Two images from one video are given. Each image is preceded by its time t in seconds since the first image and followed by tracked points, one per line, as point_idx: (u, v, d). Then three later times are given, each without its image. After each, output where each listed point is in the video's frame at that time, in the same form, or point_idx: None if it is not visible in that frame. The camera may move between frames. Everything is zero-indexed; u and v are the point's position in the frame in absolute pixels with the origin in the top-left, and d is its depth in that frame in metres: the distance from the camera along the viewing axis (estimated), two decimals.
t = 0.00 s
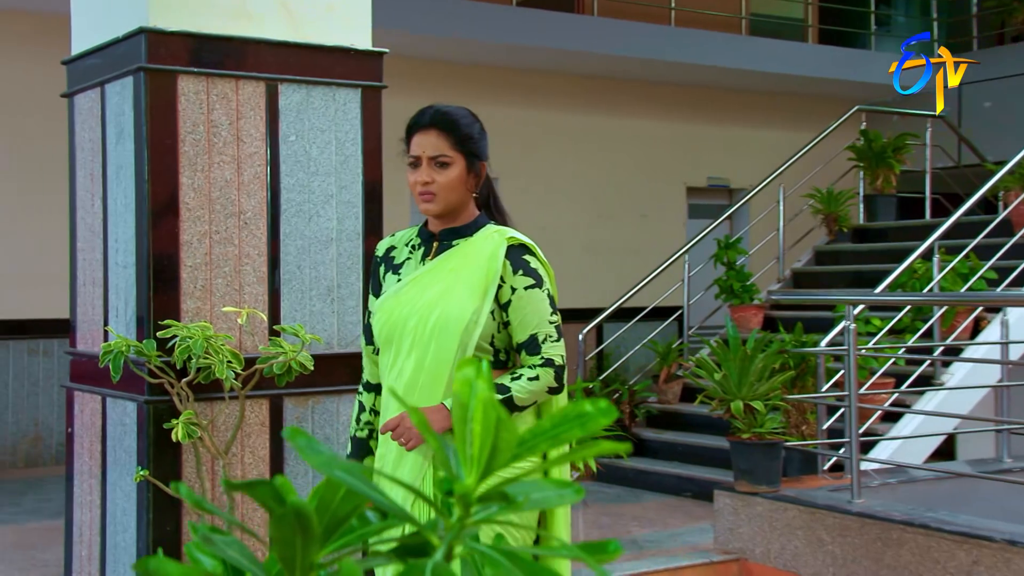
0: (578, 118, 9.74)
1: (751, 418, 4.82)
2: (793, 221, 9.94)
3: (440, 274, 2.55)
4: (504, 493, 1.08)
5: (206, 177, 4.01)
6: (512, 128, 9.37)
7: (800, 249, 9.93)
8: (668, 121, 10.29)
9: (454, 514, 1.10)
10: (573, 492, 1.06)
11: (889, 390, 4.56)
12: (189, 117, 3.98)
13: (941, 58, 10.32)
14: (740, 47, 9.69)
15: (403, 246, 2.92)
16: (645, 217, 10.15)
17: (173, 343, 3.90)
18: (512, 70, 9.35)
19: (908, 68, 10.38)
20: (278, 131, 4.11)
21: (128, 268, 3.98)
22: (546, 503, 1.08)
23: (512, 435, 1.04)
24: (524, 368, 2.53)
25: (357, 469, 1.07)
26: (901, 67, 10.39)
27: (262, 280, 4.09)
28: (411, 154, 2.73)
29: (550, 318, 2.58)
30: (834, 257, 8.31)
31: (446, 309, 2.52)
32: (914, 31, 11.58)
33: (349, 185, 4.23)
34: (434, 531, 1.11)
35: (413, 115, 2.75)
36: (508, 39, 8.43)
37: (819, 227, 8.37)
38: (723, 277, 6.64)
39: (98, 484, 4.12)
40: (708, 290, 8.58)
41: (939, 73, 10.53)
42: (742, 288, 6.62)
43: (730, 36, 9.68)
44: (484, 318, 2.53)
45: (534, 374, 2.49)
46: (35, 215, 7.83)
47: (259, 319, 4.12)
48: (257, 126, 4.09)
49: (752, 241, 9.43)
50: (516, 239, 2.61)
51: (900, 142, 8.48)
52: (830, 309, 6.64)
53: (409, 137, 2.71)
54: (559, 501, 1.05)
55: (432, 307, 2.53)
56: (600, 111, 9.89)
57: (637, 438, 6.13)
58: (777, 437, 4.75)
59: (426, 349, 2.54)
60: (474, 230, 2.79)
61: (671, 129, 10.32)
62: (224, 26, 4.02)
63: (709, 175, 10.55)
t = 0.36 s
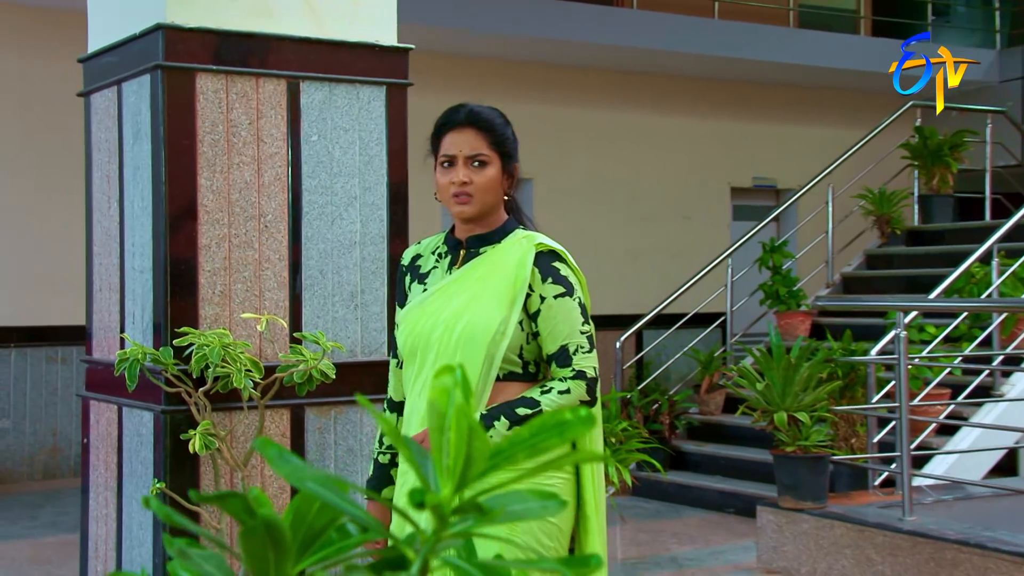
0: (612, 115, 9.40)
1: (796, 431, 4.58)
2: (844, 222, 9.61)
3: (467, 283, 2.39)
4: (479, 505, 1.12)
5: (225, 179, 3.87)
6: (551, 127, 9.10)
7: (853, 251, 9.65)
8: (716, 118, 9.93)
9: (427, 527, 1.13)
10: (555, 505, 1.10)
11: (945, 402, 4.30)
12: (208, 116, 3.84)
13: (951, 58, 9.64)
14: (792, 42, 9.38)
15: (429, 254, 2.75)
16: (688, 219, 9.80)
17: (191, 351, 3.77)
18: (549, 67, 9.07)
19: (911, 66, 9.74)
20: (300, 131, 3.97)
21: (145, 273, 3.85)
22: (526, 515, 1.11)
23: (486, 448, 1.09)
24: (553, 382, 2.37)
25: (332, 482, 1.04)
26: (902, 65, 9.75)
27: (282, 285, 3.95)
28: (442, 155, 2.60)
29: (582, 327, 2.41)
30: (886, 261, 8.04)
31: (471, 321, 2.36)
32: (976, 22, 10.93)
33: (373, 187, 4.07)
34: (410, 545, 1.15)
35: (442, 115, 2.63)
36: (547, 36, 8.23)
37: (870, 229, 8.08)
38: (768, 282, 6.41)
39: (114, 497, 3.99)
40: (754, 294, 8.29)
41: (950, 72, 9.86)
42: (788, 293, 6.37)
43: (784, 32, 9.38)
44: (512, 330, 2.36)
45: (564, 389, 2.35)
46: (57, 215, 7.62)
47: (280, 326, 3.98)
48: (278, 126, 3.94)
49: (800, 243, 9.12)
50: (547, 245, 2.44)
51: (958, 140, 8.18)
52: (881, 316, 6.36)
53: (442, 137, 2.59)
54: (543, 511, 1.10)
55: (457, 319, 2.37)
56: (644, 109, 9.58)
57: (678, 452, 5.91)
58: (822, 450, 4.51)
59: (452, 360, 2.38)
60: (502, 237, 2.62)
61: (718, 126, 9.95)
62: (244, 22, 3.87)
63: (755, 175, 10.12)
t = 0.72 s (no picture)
0: (645, 111, 9.11)
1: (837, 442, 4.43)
2: (892, 221, 9.32)
3: (489, 288, 2.20)
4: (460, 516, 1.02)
5: (239, 179, 3.72)
6: (583, 122, 8.83)
7: (903, 252, 9.37)
8: (753, 113, 9.57)
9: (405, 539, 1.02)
10: (544, 516, 0.99)
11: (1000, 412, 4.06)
12: (221, 113, 3.69)
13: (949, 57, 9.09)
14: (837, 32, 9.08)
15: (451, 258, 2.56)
16: (726, 219, 9.48)
17: (203, 357, 3.62)
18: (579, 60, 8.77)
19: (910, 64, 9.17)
20: (317, 128, 3.81)
21: (156, 276, 3.71)
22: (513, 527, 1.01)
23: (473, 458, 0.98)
24: (579, 393, 2.16)
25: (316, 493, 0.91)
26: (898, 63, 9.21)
27: (298, 289, 3.80)
28: (463, 155, 2.41)
29: (609, 334, 2.21)
30: (937, 263, 7.77)
31: (493, 327, 2.17)
32: None
33: (393, 186, 3.91)
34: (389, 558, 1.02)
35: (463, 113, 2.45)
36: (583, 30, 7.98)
37: (918, 231, 7.80)
38: (811, 286, 6.15)
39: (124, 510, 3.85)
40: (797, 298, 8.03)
41: (950, 71, 9.31)
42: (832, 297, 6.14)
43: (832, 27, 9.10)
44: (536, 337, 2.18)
45: (590, 400, 2.14)
46: (73, 215, 7.35)
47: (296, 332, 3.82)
48: (294, 123, 3.79)
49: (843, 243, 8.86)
50: (573, 249, 2.25)
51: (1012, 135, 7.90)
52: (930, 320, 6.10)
53: (463, 136, 2.40)
54: (529, 523, 0.99)
55: (478, 324, 2.19)
56: (678, 106, 9.27)
57: (716, 463, 5.70)
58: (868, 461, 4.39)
59: (473, 369, 2.19)
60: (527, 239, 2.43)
61: (757, 121, 9.60)
62: (258, 15, 3.72)
63: (796, 173, 9.76)
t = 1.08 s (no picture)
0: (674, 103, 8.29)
1: (874, 451, 4.23)
2: (934, 218, 9.06)
3: (505, 287, 2.02)
4: (439, 527, 0.80)
5: (245, 175, 3.56)
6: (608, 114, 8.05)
7: (945, 251, 9.10)
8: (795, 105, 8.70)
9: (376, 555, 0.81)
10: (532, 530, 0.76)
11: None
12: (227, 107, 3.54)
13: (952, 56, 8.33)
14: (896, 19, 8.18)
15: (464, 256, 2.37)
16: (760, 217, 8.60)
17: (207, 362, 3.45)
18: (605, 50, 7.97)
19: (911, 65, 8.56)
20: (326, 122, 3.65)
21: (160, 277, 3.55)
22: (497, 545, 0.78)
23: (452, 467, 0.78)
24: (599, 396, 1.98)
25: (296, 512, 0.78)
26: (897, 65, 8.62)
27: (307, 291, 3.63)
28: (479, 150, 2.22)
29: (631, 338, 2.02)
30: (982, 263, 7.52)
31: (510, 327, 1.98)
32: None
33: (406, 183, 3.75)
34: None
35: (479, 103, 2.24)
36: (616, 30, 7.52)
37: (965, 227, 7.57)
38: (848, 288, 5.96)
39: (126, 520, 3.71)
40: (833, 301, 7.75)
41: (951, 72, 8.71)
42: (870, 299, 5.92)
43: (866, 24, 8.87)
44: (554, 338, 1.99)
45: (611, 405, 1.96)
46: (75, 213, 6.84)
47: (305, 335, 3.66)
48: (303, 117, 3.62)
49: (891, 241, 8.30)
50: (594, 248, 2.06)
51: None
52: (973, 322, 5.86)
53: (479, 130, 2.20)
54: (512, 536, 0.76)
55: (494, 323, 1.99)
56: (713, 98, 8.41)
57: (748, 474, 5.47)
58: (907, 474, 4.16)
59: (487, 372, 2.00)
60: (545, 239, 2.25)
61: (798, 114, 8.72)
62: (264, 6, 3.56)
63: (836, 168, 8.86)
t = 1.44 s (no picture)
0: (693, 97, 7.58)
1: (903, 465, 4.07)
2: (970, 216, 8.77)
3: (507, 287, 1.88)
4: (408, 541, 0.76)
5: (238, 173, 3.39)
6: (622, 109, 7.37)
7: (981, 250, 8.80)
8: (825, 101, 8.01)
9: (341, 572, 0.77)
10: (508, 543, 0.73)
11: None
12: (219, 102, 3.36)
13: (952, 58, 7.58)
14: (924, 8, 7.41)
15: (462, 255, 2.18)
16: (783, 217, 7.86)
17: (197, 369, 3.27)
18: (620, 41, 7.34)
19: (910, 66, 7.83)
20: (323, 118, 3.47)
21: (148, 280, 3.38)
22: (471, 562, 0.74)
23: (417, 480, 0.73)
24: (605, 402, 1.83)
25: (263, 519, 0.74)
26: (895, 64, 7.90)
27: (303, 294, 3.45)
28: (479, 146, 2.05)
29: (639, 341, 1.87)
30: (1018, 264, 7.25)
31: (513, 329, 1.84)
32: None
33: (408, 181, 3.57)
34: None
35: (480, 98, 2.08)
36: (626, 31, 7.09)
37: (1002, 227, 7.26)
38: (876, 291, 5.73)
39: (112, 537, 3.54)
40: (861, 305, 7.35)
41: (952, 71, 7.93)
42: (900, 304, 5.64)
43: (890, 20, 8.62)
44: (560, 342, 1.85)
45: (618, 411, 1.82)
46: (73, 214, 6.65)
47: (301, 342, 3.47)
48: (299, 111, 3.45)
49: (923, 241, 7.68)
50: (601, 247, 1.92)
51: None
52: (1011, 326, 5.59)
53: (480, 124, 2.04)
54: (488, 552, 0.72)
55: (496, 325, 1.85)
56: (737, 91, 7.72)
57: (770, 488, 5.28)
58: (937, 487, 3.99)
59: (489, 378, 1.85)
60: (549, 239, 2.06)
61: (829, 109, 8.03)
62: None
63: (864, 166, 8.11)
